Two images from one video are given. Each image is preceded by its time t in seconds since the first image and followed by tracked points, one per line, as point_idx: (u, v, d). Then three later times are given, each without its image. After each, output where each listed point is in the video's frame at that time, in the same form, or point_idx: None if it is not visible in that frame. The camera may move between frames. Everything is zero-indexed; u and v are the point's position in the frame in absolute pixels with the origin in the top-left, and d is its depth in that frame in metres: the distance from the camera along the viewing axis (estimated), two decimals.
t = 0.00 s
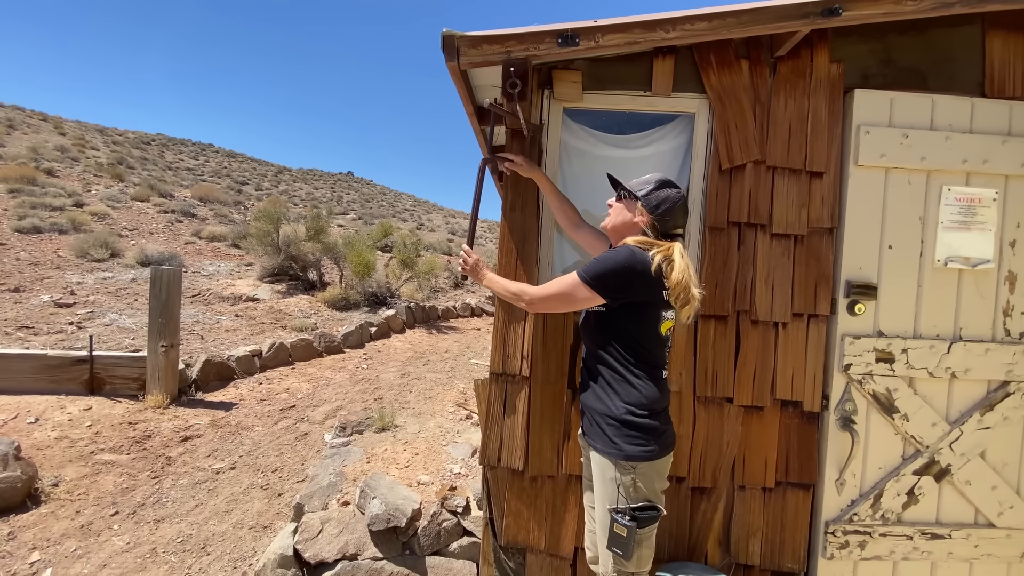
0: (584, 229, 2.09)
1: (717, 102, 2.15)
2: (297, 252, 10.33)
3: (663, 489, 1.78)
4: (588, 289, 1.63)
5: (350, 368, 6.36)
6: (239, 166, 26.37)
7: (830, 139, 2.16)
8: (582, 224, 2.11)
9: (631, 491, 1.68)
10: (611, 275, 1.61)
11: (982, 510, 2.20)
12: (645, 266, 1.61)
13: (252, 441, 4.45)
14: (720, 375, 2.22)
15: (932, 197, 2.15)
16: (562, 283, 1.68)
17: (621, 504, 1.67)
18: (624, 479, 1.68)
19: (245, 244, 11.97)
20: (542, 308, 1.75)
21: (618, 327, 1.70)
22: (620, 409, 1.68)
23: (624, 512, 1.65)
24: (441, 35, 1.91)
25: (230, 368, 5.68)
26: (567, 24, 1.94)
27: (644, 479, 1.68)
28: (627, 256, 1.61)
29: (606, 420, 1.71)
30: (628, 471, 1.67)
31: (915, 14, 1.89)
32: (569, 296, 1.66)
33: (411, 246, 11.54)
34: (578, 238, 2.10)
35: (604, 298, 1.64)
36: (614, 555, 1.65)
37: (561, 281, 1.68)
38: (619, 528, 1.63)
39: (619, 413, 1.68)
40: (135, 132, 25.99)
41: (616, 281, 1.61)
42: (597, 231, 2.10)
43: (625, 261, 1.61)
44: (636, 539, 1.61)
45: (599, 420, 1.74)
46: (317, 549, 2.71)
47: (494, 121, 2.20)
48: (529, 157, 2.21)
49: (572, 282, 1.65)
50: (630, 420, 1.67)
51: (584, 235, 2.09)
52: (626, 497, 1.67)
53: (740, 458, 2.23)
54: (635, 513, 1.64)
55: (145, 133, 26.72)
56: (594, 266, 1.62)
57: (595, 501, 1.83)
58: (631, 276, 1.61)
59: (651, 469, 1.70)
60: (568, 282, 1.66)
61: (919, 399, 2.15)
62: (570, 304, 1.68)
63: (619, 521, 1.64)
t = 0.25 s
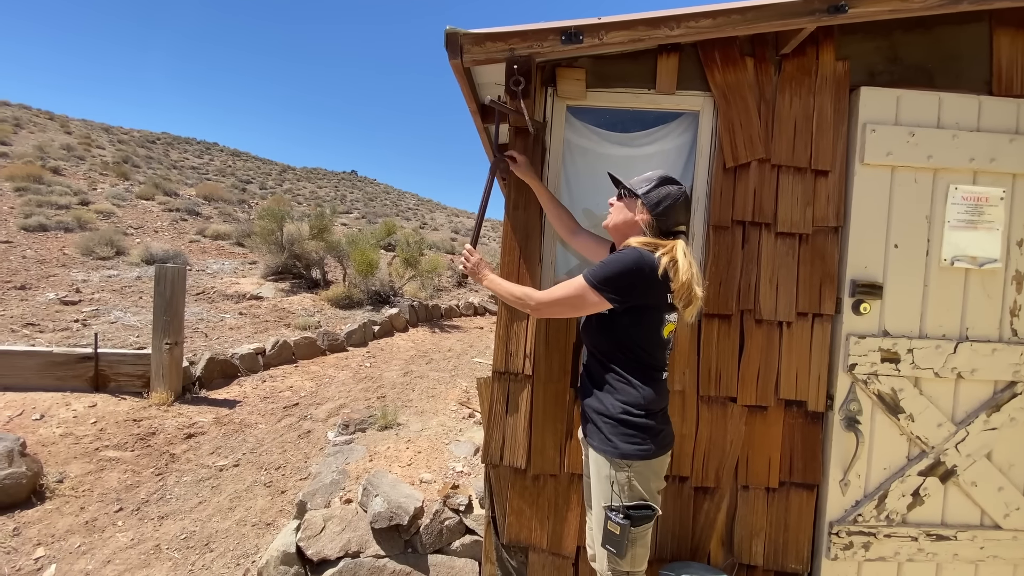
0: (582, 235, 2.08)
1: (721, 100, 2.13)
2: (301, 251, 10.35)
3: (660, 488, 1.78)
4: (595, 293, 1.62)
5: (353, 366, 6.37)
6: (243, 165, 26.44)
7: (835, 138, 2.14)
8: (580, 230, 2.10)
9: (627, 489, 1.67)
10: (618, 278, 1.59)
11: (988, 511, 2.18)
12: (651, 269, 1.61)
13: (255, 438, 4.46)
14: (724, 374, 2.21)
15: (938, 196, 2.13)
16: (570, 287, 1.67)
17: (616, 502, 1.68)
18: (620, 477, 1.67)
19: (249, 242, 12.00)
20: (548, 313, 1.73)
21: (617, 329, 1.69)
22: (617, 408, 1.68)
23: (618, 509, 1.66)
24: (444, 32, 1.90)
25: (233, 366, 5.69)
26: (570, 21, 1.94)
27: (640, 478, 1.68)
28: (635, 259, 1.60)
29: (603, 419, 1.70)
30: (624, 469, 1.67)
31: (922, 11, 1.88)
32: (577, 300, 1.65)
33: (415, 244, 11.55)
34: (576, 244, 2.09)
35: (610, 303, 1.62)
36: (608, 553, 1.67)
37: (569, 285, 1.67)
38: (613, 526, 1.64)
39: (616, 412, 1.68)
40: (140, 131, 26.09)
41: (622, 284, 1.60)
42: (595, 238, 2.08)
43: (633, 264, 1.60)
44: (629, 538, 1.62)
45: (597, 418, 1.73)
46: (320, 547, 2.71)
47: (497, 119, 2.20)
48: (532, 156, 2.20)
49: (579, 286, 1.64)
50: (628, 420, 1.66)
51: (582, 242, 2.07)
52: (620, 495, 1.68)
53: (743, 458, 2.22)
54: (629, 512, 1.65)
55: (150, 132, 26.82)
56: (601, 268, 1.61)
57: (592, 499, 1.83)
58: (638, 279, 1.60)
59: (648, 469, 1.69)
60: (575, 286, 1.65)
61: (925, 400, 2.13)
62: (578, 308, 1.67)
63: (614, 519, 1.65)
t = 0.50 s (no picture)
0: (578, 232, 2.07)
1: (726, 98, 2.12)
2: (304, 249, 10.36)
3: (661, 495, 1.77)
4: (606, 302, 1.59)
5: (356, 365, 6.38)
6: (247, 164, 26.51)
7: (841, 137, 2.13)
8: (577, 226, 2.09)
9: (631, 490, 1.66)
10: (632, 286, 1.57)
11: (994, 513, 2.17)
12: (663, 275, 1.59)
13: (259, 436, 4.47)
14: (728, 374, 2.20)
15: (945, 195, 2.11)
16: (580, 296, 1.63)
17: (617, 502, 1.66)
18: (625, 477, 1.67)
19: (253, 241, 12.03)
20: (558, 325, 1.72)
21: (628, 336, 1.68)
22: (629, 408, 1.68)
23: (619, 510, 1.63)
24: (448, 31, 1.90)
25: (237, 364, 5.71)
26: (575, 19, 1.93)
27: (644, 479, 1.67)
28: (646, 265, 1.59)
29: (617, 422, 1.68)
30: (632, 469, 1.66)
31: (930, 9, 1.86)
32: (589, 310, 1.61)
33: (418, 243, 11.56)
34: (573, 240, 2.08)
35: (622, 310, 1.60)
36: (599, 551, 1.65)
37: (579, 294, 1.63)
38: (611, 525, 1.61)
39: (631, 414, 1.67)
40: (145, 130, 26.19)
41: (636, 291, 1.58)
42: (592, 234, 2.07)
43: (647, 272, 1.58)
44: (624, 539, 1.59)
45: (608, 418, 1.73)
46: (323, 545, 2.72)
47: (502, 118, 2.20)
48: (536, 155, 2.20)
49: (589, 295, 1.61)
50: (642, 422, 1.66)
51: (578, 238, 2.06)
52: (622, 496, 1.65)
53: (748, 458, 2.21)
54: (630, 512, 1.63)
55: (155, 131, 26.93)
56: (613, 275, 1.58)
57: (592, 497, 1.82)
58: (654, 285, 1.59)
59: (657, 470, 1.69)
60: (585, 295, 1.62)
61: (931, 400, 2.12)
62: (588, 320, 1.64)
63: (611, 519, 1.63)
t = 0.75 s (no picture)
0: (571, 235, 2.07)
1: (732, 97, 2.12)
2: (308, 249, 10.38)
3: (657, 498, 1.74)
4: (602, 313, 1.58)
5: (360, 364, 6.39)
6: (252, 163, 26.58)
7: (847, 136, 2.12)
8: (570, 229, 2.09)
9: (620, 485, 1.66)
10: (623, 296, 1.56)
11: (1001, 514, 2.15)
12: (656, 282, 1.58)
13: (263, 435, 4.48)
14: (733, 374, 2.19)
15: (952, 195, 2.10)
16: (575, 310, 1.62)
17: (603, 494, 1.67)
18: (616, 470, 1.67)
19: (257, 240, 12.07)
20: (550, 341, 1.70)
21: (624, 342, 1.67)
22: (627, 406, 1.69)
23: (603, 501, 1.65)
24: (453, 29, 1.90)
25: (242, 363, 5.73)
26: (580, 18, 1.93)
27: (636, 478, 1.65)
28: (638, 273, 1.57)
29: (616, 422, 1.70)
30: (626, 465, 1.66)
31: (937, 7, 1.85)
32: (584, 327, 1.61)
33: (421, 243, 11.57)
34: (565, 243, 2.07)
35: (618, 320, 1.59)
36: (580, 537, 1.68)
37: (574, 308, 1.63)
38: (593, 514, 1.64)
39: (629, 414, 1.68)
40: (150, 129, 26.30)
41: (629, 300, 1.57)
42: (584, 236, 2.06)
43: (638, 281, 1.57)
44: (602, 527, 1.61)
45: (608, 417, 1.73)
46: (327, 543, 2.73)
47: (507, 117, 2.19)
48: (540, 154, 2.19)
49: (585, 309, 1.60)
50: (642, 423, 1.66)
51: (570, 241, 2.06)
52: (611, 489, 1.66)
53: (752, 458, 2.20)
54: (612, 505, 1.63)
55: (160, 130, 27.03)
56: (606, 287, 1.58)
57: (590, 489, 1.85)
58: (642, 294, 1.58)
59: (652, 470, 1.67)
60: (580, 309, 1.61)
61: (937, 401, 2.11)
62: (583, 335, 1.63)
63: (593, 508, 1.65)
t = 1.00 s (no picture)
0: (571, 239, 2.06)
1: (736, 97, 2.11)
2: (312, 249, 10.41)
3: (646, 501, 1.71)
4: (568, 336, 1.54)
5: (363, 364, 6.41)
6: (255, 164, 26.66)
7: (853, 136, 2.12)
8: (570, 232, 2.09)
9: (604, 489, 1.65)
10: (581, 318, 1.52)
11: (1006, 516, 2.14)
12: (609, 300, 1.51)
13: (267, 434, 4.50)
14: (737, 375, 2.18)
15: (958, 195, 2.09)
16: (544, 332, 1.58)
17: (591, 499, 1.67)
18: (598, 476, 1.67)
19: (261, 240, 12.11)
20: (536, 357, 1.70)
21: (594, 353, 1.64)
22: (604, 411, 1.68)
23: (588, 507, 1.66)
24: (457, 30, 1.90)
25: (246, 362, 5.75)
26: (584, 18, 1.93)
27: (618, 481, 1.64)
28: (592, 293, 1.51)
29: (595, 427, 1.70)
30: (604, 470, 1.66)
31: (942, 7, 1.84)
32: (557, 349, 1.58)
33: (425, 243, 11.59)
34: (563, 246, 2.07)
35: (581, 340, 1.55)
36: (575, 545, 1.70)
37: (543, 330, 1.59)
38: (580, 521, 1.66)
39: (604, 417, 1.68)
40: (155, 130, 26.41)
41: (587, 320, 1.52)
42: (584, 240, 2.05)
43: (592, 302, 1.51)
44: (592, 534, 1.62)
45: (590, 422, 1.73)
46: (331, 543, 2.73)
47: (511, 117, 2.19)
48: (544, 154, 2.19)
49: (554, 331, 1.56)
50: (616, 427, 1.66)
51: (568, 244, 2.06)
52: (596, 494, 1.66)
53: (757, 460, 2.20)
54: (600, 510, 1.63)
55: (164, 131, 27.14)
56: (564, 310, 1.54)
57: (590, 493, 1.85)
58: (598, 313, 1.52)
59: (634, 473, 1.65)
60: (550, 331, 1.57)
61: (943, 403, 2.10)
62: (558, 355, 1.60)
63: (582, 514, 1.66)
